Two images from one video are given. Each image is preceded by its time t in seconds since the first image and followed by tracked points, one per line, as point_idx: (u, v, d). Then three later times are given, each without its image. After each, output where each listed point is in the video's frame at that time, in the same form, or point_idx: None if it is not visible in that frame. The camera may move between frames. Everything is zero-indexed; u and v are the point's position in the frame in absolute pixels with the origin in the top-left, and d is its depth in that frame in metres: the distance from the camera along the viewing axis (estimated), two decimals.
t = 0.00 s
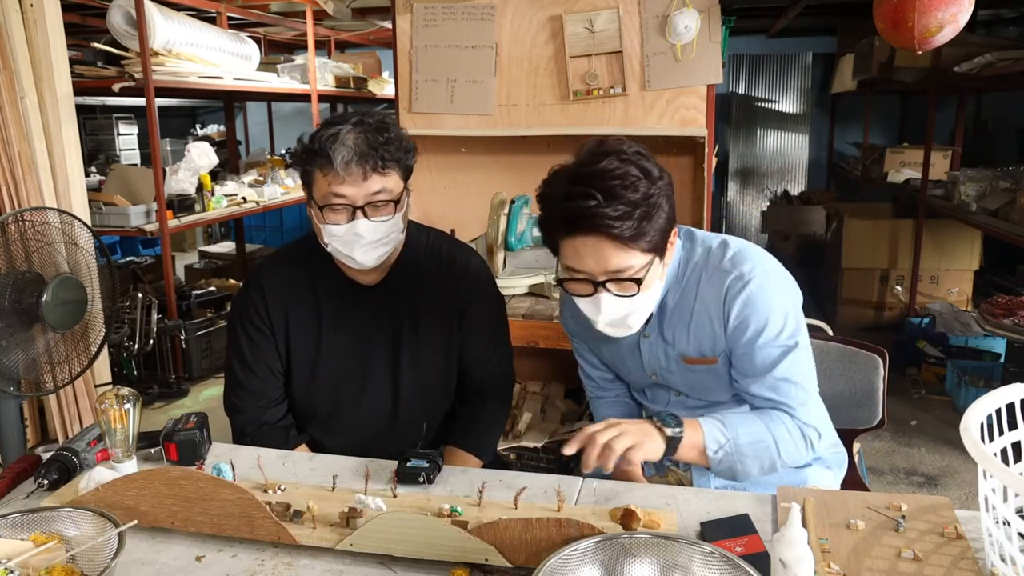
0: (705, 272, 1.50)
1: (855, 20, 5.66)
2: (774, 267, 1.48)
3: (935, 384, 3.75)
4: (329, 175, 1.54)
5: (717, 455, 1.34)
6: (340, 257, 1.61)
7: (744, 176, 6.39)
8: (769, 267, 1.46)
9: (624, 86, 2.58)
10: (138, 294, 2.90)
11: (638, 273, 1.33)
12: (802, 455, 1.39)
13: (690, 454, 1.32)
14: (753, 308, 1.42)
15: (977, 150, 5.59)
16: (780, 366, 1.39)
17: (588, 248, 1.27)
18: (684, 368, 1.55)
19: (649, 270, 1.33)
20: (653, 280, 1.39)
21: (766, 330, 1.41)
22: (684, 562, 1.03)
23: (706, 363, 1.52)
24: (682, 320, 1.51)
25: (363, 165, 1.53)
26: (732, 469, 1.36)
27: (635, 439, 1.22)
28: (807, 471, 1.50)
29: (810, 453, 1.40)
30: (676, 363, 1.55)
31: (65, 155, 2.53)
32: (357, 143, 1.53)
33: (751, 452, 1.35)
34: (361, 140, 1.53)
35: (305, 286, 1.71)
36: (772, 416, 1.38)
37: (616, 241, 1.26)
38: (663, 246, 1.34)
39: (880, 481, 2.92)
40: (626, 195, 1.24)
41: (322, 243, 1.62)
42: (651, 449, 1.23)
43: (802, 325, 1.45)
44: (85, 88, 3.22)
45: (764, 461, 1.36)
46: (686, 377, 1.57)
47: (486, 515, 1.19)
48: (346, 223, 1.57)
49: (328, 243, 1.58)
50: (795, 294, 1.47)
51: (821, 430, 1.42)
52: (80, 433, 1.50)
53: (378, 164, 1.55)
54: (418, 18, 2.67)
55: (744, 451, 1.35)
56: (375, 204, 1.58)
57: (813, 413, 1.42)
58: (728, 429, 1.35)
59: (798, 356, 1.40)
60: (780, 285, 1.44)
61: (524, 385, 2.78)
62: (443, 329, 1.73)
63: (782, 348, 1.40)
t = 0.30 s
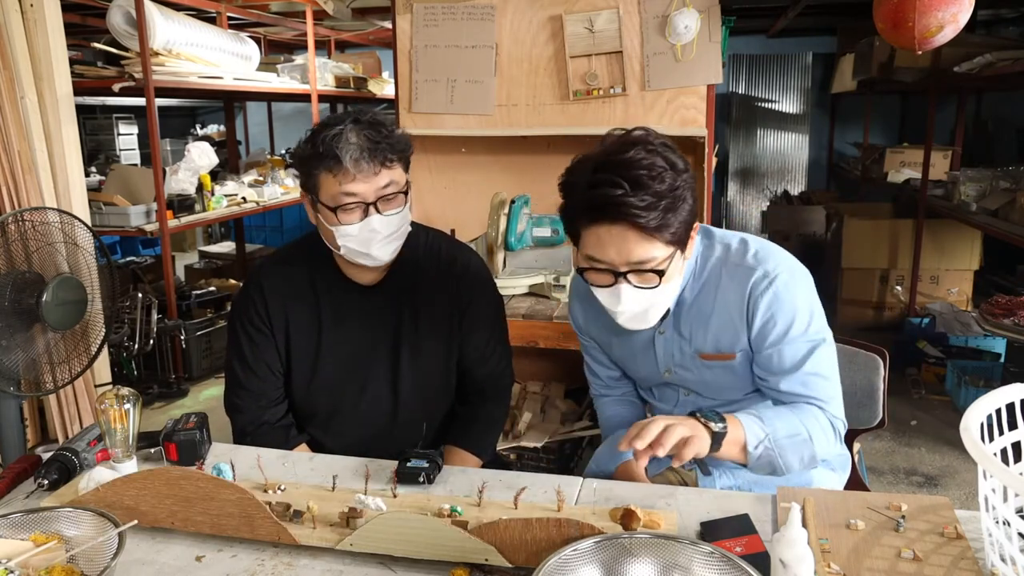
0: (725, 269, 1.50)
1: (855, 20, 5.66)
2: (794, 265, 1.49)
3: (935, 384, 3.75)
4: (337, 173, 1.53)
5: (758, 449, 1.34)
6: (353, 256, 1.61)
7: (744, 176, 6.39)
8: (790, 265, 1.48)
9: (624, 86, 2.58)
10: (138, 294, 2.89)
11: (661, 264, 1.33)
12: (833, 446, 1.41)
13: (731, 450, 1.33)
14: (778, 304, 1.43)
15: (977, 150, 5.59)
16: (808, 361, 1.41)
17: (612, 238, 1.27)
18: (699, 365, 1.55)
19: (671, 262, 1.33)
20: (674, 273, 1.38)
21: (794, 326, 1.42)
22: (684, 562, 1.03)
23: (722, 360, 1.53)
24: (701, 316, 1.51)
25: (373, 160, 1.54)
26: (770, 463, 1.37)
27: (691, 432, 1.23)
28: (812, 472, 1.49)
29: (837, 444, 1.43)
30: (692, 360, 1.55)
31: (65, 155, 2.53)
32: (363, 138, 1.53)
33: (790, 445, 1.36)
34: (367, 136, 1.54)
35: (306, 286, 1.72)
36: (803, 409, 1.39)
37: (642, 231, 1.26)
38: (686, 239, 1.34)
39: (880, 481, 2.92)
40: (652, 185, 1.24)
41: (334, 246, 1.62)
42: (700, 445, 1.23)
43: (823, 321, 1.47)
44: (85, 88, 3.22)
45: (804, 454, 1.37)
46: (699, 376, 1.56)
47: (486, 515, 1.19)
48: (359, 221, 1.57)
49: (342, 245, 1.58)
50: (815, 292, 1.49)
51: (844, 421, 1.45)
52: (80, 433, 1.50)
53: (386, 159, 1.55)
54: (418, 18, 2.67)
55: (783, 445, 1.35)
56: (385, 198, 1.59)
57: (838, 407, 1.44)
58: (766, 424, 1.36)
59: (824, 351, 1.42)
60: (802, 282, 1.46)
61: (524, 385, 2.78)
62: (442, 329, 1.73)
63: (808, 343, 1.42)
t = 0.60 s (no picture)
0: (741, 271, 1.50)
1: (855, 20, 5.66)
2: (813, 269, 1.49)
3: (935, 384, 3.74)
4: (341, 174, 1.54)
5: (770, 450, 1.35)
6: (357, 256, 1.61)
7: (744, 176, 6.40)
8: (809, 269, 1.47)
9: (624, 86, 2.59)
10: (138, 294, 2.89)
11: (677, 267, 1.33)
12: (845, 452, 1.41)
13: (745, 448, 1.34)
14: (795, 308, 1.43)
15: (976, 150, 5.60)
16: (823, 366, 1.41)
17: (629, 237, 1.27)
18: (711, 367, 1.54)
19: (687, 264, 1.33)
20: (689, 276, 1.38)
21: (810, 331, 1.42)
22: (684, 562, 1.03)
23: (735, 362, 1.52)
24: (716, 318, 1.51)
25: (376, 160, 1.54)
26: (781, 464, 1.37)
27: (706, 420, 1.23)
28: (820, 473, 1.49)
29: (850, 450, 1.43)
30: (705, 361, 1.54)
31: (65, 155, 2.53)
32: (364, 138, 1.53)
33: (803, 447, 1.36)
34: (369, 135, 1.53)
35: (306, 285, 1.72)
36: (816, 412, 1.39)
37: (661, 232, 1.26)
38: (703, 242, 1.34)
39: (880, 481, 2.92)
40: (674, 186, 1.24)
41: (339, 247, 1.61)
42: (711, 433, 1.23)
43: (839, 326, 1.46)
44: (85, 88, 3.22)
45: (817, 456, 1.37)
46: (711, 377, 1.56)
47: (486, 515, 1.19)
48: (363, 221, 1.57)
49: (346, 245, 1.58)
50: (831, 297, 1.48)
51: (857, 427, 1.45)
52: (80, 433, 1.50)
53: (387, 159, 1.56)
54: (418, 18, 2.67)
55: (796, 447, 1.36)
56: (388, 198, 1.59)
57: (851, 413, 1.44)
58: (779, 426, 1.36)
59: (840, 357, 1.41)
60: (819, 286, 1.45)
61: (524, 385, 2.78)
62: (443, 329, 1.72)
63: (823, 349, 1.42)
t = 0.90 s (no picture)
0: (754, 274, 1.50)
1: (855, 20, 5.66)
2: (826, 274, 1.48)
3: (935, 384, 3.74)
4: (342, 176, 1.54)
5: (769, 457, 1.37)
6: (359, 258, 1.60)
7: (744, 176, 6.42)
8: (822, 274, 1.47)
9: (624, 86, 2.59)
10: (138, 294, 2.89)
11: (665, 267, 1.34)
12: (846, 460, 1.42)
13: (741, 455, 1.36)
14: (805, 315, 1.42)
15: (977, 150, 5.60)
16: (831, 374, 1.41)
17: (625, 229, 1.29)
18: (720, 368, 1.55)
19: (677, 268, 1.34)
20: (681, 279, 1.37)
21: (820, 337, 1.42)
22: (684, 562, 1.03)
23: (743, 366, 1.52)
24: (725, 320, 1.51)
25: (378, 162, 1.54)
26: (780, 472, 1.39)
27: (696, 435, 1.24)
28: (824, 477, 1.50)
29: (852, 459, 1.43)
30: (713, 363, 1.55)
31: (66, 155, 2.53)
32: (367, 140, 1.53)
33: (802, 455, 1.38)
34: (371, 138, 1.53)
35: (306, 285, 1.72)
36: (820, 420, 1.41)
37: (654, 230, 1.27)
38: (701, 250, 1.33)
39: (880, 481, 2.92)
40: (677, 189, 1.24)
41: (340, 248, 1.61)
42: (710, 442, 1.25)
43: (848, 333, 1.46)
44: (85, 88, 3.22)
45: (815, 466, 1.39)
46: (719, 379, 1.56)
47: (486, 515, 1.19)
48: (364, 223, 1.57)
49: (346, 246, 1.58)
50: (843, 303, 1.48)
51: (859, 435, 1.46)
52: (80, 433, 1.50)
53: (390, 161, 1.55)
54: (419, 18, 2.67)
55: (796, 455, 1.37)
56: (390, 200, 1.59)
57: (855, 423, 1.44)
58: (781, 434, 1.37)
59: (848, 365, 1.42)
60: (832, 292, 1.45)
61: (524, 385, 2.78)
62: (444, 330, 1.72)
63: (831, 356, 1.42)
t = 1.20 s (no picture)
0: (755, 274, 1.50)
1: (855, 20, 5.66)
2: (827, 275, 1.47)
3: (935, 384, 3.74)
4: (342, 176, 1.54)
5: (752, 453, 1.38)
6: (358, 258, 1.60)
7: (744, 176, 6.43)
8: (823, 274, 1.46)
9: (624, 86, 2.59)
10: (138, 294, 2.89)
11: (651, 265, 1.34)
12: (836, 464, 1.40)
13: (726, 447, 1.39)
14: (803, 315, 1.42)
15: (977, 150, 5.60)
16: (827, 374, 1.40)
17: (616, 225, 1.31)
18: (721, 369, 1.54)
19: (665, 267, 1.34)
20: (670, 277, 1.37)
21: (817, 337, 1.41)
22: (684, 562, 1.03)
23: (744, 366, 1.52)
24: (725, 320, 1.52)
25: (378, 163, 1.54)
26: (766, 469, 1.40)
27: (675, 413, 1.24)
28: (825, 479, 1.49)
29: (844, 462, 1.42)
30: (715, 363, 1.55)
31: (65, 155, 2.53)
32: (367, 140, 1.53)
33: (787, 454, 1.38)
34: (372, 139, 1.53)
35: (306, 285, 1.72)
36: (811, 422, 1.40)
37: (641, 228, 1.28)
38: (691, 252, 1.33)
39: (880, 481, 2.92)
40: (667, 188, 1.25)
41: (339, 248, 1.61)
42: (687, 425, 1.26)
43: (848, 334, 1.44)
44: (85, 88, 3.22)
45: (800, 466, 1.39)
46: (720, 379, 1.56)
47: (486, 515, 1.19)
48: (364, 223, 1.57)
49: (345, 246, 1.58)
50: (845, 304, 1.47)
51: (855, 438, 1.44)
52: (80, 433, 1.50)
53: (390, 162, 1.55)
54: (419, 18, 2.67)
55: (780, 453, 1.38)
56: (389, 201, 1.59)
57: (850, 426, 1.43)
58: (768, 432, 1.38)
59: (845, 365, 1.41)
60: (832, 292, 1.44)
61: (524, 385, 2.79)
62: (444, 330, 1.72)
63: (828, 356, 1.41)
